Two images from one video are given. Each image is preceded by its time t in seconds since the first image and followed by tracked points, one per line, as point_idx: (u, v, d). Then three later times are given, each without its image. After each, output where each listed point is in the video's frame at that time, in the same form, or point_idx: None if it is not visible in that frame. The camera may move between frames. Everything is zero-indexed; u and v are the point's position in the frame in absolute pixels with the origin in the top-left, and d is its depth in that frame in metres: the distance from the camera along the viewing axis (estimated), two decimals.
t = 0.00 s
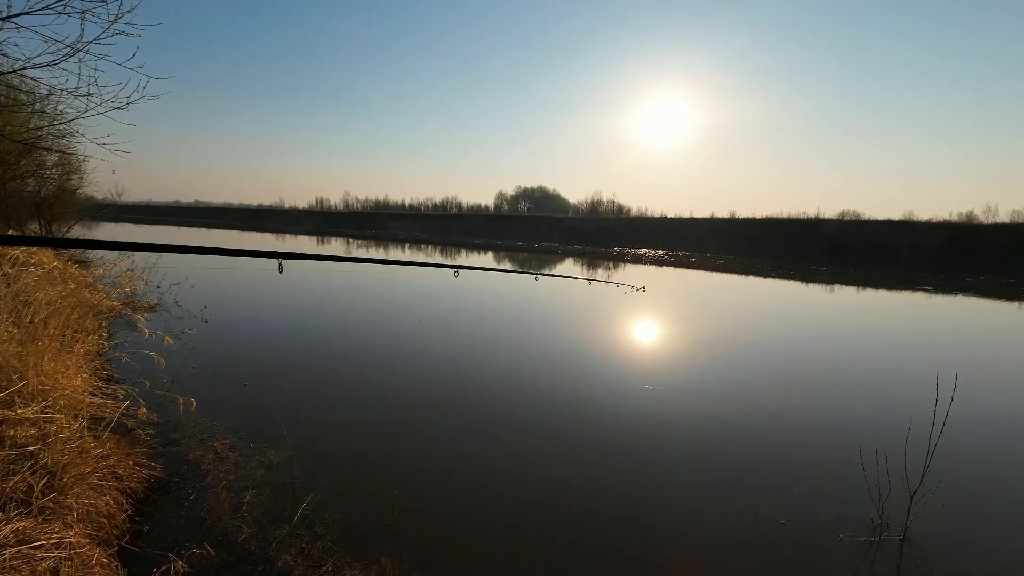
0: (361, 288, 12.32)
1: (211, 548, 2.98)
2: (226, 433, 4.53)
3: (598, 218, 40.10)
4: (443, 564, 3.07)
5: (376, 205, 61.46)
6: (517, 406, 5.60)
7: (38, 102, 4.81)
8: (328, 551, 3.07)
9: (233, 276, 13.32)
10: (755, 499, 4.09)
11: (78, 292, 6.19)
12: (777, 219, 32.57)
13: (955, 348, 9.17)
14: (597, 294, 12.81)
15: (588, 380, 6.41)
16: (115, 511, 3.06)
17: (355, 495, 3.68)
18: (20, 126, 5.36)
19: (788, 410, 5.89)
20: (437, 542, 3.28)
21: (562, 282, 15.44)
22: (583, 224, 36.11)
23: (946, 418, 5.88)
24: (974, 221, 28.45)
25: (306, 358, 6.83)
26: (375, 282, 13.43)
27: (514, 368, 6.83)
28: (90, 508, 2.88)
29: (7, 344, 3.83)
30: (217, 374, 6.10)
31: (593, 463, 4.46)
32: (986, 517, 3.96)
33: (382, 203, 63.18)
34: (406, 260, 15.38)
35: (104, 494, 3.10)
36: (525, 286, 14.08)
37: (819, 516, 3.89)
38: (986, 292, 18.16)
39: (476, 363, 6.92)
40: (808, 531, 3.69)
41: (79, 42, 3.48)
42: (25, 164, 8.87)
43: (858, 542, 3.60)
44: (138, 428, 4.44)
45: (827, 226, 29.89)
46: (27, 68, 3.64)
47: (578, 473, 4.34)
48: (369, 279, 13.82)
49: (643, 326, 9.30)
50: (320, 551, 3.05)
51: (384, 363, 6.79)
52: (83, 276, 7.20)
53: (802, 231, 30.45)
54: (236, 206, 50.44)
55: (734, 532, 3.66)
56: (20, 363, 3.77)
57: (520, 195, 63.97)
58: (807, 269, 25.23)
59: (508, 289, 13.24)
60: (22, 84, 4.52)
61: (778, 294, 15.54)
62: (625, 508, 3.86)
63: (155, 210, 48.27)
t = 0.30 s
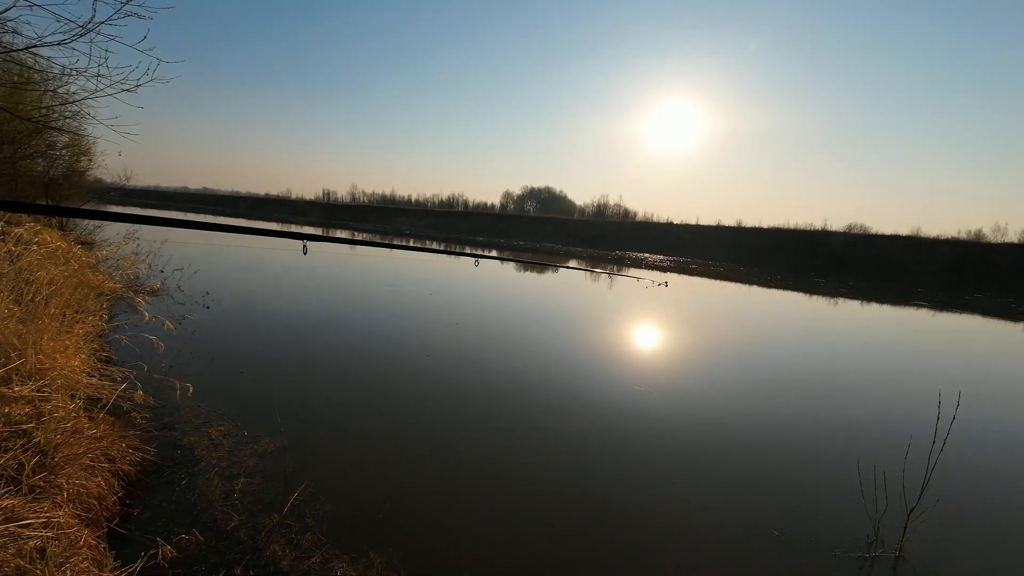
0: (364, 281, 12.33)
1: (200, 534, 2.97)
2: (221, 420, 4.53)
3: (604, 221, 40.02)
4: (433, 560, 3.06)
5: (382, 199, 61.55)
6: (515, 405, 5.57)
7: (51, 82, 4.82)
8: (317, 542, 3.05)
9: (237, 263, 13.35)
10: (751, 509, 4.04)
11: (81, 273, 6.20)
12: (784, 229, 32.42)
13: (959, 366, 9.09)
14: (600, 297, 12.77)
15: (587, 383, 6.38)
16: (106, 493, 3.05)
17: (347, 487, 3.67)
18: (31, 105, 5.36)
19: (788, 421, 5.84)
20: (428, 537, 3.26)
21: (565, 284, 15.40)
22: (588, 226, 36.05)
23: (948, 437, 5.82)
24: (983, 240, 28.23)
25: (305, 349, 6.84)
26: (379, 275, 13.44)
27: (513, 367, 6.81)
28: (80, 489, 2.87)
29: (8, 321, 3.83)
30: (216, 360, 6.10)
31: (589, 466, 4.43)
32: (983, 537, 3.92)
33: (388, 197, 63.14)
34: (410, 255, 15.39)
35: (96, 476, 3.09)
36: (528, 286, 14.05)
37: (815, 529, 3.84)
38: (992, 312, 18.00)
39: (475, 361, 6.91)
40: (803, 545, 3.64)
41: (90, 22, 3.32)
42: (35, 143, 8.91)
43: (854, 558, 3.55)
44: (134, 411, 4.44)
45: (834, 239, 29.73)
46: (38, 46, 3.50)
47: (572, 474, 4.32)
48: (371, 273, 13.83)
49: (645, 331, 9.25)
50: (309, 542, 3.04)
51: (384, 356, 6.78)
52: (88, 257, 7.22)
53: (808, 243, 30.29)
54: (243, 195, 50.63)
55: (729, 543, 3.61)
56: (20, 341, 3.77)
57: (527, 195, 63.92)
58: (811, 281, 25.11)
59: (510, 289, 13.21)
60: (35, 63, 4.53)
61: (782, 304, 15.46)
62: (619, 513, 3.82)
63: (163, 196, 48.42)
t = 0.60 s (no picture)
0: (364, 271, 12.32)
1: (199, 520, 2.99)
2: (221, 406, 4.54)
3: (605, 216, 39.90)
4: (431, 548, 3.09)
5: (383, 190, 61.33)
6: (513, 397, 5.59)
7: (52, 65, 4.79)
8: (315, 529, 3.07)
9: (237, 252, 13.34)
10: (747, 504, 4.06)
11: (81, 258, 6.19)
12: (786, 227, 32.33)
13: (957, 365, 9.11)
14: (600, 292, 12.77)
15: (586, 376, 6.39)
16: (105, 477, 3.07)
17: (346, 475, 3.69)
18: (32, 88, 5.33)
19: (786, 417, 5.85)
20: (425, 525, 3.29)
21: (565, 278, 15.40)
22: (589, 221, 35.95)
23: (944, 435, 5.84)
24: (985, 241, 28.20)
25: (305, 337, 6.85)
26: (379, 266, 13.43)
27: (513, 359, 6.82)
28: (79, 473, 2.88)
29: (7, 305, 3.83)
30: (216, 348, 6.11)
31: (586, 459, 4.44)
32: (975, 534, 3.96)
33: (389, 189, 62.99)
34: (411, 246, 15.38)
35: (95, 459, 3.10)
36: (528, 280, 14.05)
37: (810, 526, 3.86)
38: (992, 314, 18.01)
39: (476, 353, 6.92)
40: (797, 541, 3.67)
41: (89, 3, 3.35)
42: (36, 128, 8.86)
43: (848, 554, 3.57)
44: (133, 396, 4.46)
45: (836, 238, 29.67)
46: (37, 27, 3.53)
47: (570, 465, 4.35)
48: (371, 264, 13.82)
49: (644, 326, 9.26)
50: (307, 528, 3.06)
51: (383, 346, 6.79)
52: (88, 243, 7.21)
53: (810, 241, 30.23)
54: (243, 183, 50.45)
55: (724, 537, 3.63)
56: (19, 325, 3.77)
57: (528, 188, 63.75)
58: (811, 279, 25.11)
59: (510, 282, 13.20)
60: (34, 45, 4.49)
61: (782, 302, 15.46)
62: (616, 505, 3.84)
63: (162, 183, 48.26)
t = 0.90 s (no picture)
0: (365, 261, 12.32)
1: (203, 504, 3.02)
2: (223, 394, 4.57)
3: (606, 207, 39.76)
4: (433, 534, 3.13)
5: (383, 180, 61.08)
6: (513, 388, 5.61)
7: (49, 49, 4.73)
8: (318, 514, 3.10)
9: (237, 241, 13.31)
10: (745, 497, 4.09)
11: (81, 246, 6.17)
12: (788, 220, 32.23)
13: (956, 359, 9.15)
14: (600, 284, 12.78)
15: (587, 369, 6.40)
16: (110, 462, 3.09)
17: (349, 463, 3.72)
18: (29, 73, 5.27)
19: (785, 411, 5.88)
20: (427, 512, 3.32)
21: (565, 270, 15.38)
22: (590, 212, 35.84)
23: (943, 429, 5.87)
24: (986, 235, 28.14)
25: (306, 327, 6.87)
26: (379, 256, 13.41)
27: (513, 351, 6.85)
28: (84, 457, 2.90)
29: (9, 291, 3.83)
30: (217, 337, 6.12)
31: (587, 451, 4.47)
32: (970, 526, 4.01)
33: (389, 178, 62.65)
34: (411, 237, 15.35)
35: (99, 444, 3.12)
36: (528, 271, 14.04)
37: (808, 519, 3.88)
38: (991, 308, 18.03)
39: (477, 344, 6.95)
40: (795, 533, 3.70)
41: None
42: (33, 114, 8.78)
43: (846, 547, 3.60)
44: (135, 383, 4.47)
45: (837, 231, 29.60)
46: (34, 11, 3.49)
47: (571, 455, 4.38)
48: (371, 254, 13.80)
49: (644, 318, 9.27)
50: (310, 513, 3.09)
51: (384, 337, 6.81)
52: (87, 230, 7.19)
53: (811, 234, 30.16)
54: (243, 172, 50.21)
55: (723, 530, 3.66)
56: (21, 311, 3.77)
57: (529, 178, 63.48)
58: (811, 272, 25.10)
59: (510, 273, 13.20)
60: (32, 29, 4.44)
61: (782, 295, 15.47)
62: (616, 497, 3.87)
63: (161, 171, 47.99)
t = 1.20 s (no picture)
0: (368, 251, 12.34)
1: (211, 489, 3.06)
2: (229, 381, 4.61)
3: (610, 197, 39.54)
4: (438, 521, 3.16)
5: (386, 169, 60.76)
6: (516, 379, 5.63)
7: (49, 36, 4.69)
8: (324, 500, 3.14)
9: (241, 230, 13.33)
10: (747, 490, 4.11)
11: (86, 234, 6.19)
12: (793, 210, 31.95)
13: (961, 352, 9.11)
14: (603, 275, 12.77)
15: (589, 360, 6.41)
16: (118, 447, 3.13)
17: (354, 450, 3.76)
18: (29, 60, 5.22)
19: (788, 404, 5.87)
20: (431, 500, 3.36)
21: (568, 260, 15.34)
22: (594, 202, 35.67)
23: (948, 422, 5.85)
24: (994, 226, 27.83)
25: (310, 317, 6.91)
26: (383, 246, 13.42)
27: (517, 342, 6.88)
28: (93, 442, 2.94)
29: (15, 278, 3.85)
30: (221, 326, 6.16)
31: (589, 443, 4.50)
32: (971, 519, 4.04)
33: (391, 167, 62.48)
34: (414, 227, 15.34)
35: (108, 430, 3.15)
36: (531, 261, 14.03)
37: (810, 512, 3.90)
38: (998, 299, 17.88)
39: (480, 335, 6.97)
40: (796, 527, 3.72)
41: None
42: (36, 102, 8.76)
43: (847, 541, 3.62)
44: (142, 369, 4.51)
45: (843, 221, 29.33)
46: None
47: (574, 447, 4.42)
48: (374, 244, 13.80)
49: (646, 309, 9.24)
50: (317, 499, 3.13)
51: (388, 328, 6.82)
52: (92, 219, 7.21)
53: (817, 224, 29.91)
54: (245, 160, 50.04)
55: (725, 523, 3.68)
56: (28, 298, 3.80)
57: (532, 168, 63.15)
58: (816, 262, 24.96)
59: (513, 264, 13.18)
60: (31, 15, 4.40)
61: (786, 286, 15.40)
62: (618, 488, 3.90)
63: (164, 160, 47.91)
